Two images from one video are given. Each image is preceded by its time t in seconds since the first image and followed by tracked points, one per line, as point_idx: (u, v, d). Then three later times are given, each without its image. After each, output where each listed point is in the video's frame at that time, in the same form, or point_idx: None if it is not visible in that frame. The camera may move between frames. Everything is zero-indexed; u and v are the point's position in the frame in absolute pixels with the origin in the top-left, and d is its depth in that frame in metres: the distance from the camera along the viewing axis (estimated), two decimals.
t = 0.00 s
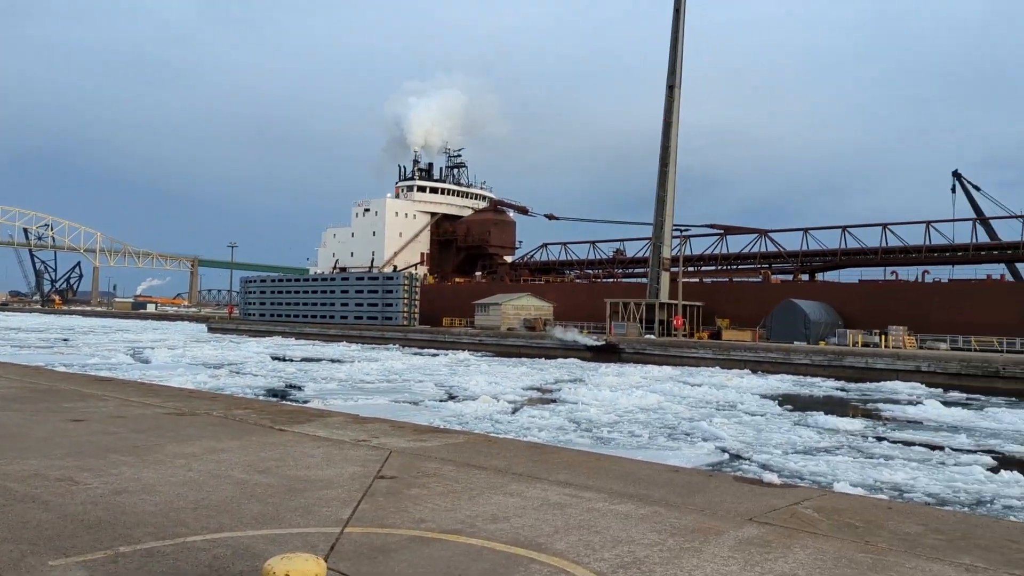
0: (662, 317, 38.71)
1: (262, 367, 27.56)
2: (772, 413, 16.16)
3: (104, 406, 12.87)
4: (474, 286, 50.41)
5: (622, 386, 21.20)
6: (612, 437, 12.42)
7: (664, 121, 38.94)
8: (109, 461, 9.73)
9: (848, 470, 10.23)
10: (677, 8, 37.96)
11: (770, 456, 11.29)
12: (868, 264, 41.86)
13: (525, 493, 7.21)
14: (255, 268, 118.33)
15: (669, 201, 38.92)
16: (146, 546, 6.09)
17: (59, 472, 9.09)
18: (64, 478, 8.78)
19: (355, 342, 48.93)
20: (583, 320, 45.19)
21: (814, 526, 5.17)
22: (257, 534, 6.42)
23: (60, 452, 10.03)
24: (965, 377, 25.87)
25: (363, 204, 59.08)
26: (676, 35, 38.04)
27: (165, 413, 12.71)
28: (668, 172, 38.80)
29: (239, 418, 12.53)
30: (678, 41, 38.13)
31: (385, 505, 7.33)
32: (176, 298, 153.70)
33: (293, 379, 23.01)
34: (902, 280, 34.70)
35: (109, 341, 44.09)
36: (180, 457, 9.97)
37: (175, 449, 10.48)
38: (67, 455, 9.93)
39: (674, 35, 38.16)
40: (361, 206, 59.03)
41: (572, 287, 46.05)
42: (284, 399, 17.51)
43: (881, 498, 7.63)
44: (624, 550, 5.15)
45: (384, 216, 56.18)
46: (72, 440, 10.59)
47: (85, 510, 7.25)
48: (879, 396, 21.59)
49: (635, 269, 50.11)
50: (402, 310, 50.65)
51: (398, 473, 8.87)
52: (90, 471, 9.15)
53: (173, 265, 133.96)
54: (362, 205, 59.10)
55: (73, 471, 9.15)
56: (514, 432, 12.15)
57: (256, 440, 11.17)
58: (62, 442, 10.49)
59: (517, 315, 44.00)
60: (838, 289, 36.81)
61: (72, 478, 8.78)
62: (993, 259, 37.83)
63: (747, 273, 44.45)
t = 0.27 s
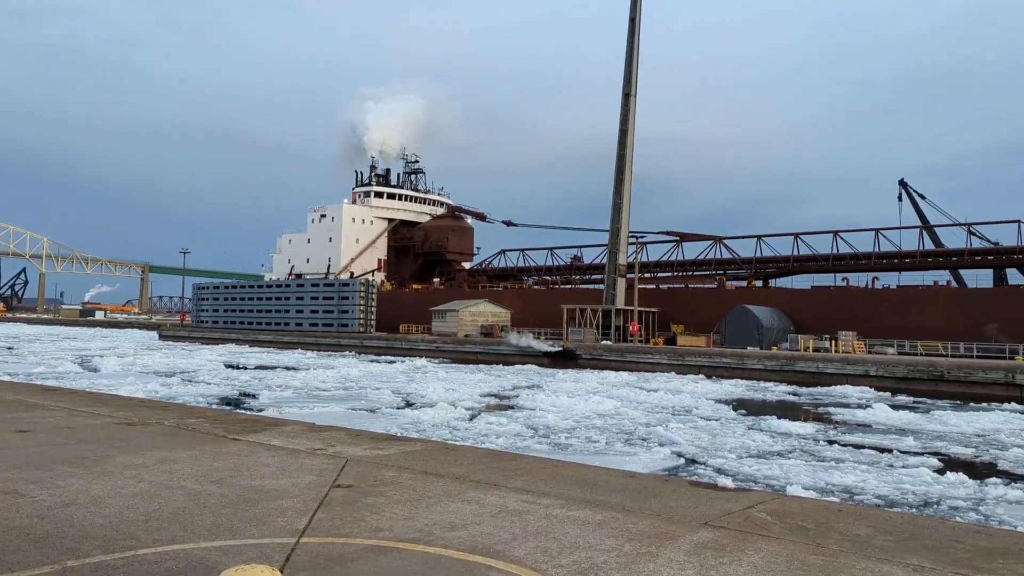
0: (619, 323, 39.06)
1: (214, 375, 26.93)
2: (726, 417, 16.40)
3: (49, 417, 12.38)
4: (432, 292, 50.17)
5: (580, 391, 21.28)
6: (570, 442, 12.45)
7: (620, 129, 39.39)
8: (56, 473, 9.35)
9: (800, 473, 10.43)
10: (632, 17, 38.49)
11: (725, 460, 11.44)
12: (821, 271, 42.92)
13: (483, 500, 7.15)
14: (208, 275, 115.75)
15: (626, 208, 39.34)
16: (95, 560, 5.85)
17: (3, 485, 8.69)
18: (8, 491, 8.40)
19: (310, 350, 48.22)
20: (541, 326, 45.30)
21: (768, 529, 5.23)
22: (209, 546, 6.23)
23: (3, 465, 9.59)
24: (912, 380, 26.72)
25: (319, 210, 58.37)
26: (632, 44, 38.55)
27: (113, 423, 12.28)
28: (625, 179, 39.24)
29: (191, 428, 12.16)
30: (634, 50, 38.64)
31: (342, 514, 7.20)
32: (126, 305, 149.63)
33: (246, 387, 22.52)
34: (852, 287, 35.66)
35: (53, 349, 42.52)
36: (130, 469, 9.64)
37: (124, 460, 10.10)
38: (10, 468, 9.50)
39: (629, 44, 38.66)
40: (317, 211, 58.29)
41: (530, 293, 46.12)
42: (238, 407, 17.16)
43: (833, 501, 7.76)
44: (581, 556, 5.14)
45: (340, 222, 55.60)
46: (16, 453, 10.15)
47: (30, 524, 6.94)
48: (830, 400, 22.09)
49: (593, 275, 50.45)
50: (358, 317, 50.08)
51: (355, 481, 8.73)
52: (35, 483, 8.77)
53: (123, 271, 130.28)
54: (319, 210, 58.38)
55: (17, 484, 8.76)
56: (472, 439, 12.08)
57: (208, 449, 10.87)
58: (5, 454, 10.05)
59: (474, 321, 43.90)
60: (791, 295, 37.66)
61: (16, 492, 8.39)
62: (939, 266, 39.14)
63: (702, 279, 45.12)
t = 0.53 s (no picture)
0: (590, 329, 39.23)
1: (183, 384, 26.46)
2: (697, 422, 16.52)
3: (11, 428, 12.05)
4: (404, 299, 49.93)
5: (552, 398, 21.29)
6: (543, 449, 12.43)
7: (591, 137, 39.63)
8: (18, 486, 9.09)
9: (771, 478, 10.53)
10: (602, 26, 38.80)
11: (697, 465, 11.51)
12: (790, 276, 43.53)
13: (456, 509, 7.08)
14: (176, 283, 113.84)
15: (597, 215, 39.55)
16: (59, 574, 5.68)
17: None
18: None
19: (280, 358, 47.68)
20: (513, 332, 45.28)
21: (738, 534, 5.26)
22: (178, 559, 6.08)
23: None
24: (878, 384, 27.16)
25: (289, 217, 57.89)
26: (602, 52, 38.85)
27: (78, 434, 11.99)
28: (596, 186, 39.48)
29: (159, 439, 11.93)
30: (604, 58, 38.94)
31: (315, 524, 7.10)
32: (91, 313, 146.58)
33: (215, 396, 22.16)
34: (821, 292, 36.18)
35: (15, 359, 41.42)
36: (96, 481, 9.41)
37: (89, 472, 9.86)
38: None
39: (600, 52, 38.95)
40: (287, 218, 57.79)
41: (502, 300, 46.10)
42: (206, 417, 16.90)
43: (802, 505, 7.85)
44: (555, 564, 5.11)
45: (311, 229, 55.18)
46: None
47: None
48: (799, 405, 22.37)
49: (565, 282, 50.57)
50: (328, 324, 49.62)
51: (327, 491, 8.60)
52: None
53: (88, 279, 127.62)
54: (289, 217, 57.90)
55: None
56: (444, 447, 12.01)
57: (176, 460, 10.66)
58: None
59: (446, 328, 43.76)
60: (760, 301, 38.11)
61: None
62: (904, 272, 39.93)
63: (674, 285, 45.50)
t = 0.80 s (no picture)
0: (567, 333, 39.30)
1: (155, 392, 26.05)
2: (673, 426, 16.60)
3: None
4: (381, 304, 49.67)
5: (530, 402, 21.26)
6: (520, 454, 12.40)
7: (566, 141, 39.76)
8: None
9: (747, 480, 10.59)
10: (577, 31, 38.99)
11: (673, 468, 11.55)
12: (764, 280, 44.00)
13: (433, 515, 7.02)
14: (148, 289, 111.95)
15: (572, 219, 39.67)
16: None
17: None
18: None
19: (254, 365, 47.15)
20: (491, 337, 45.20)
21: (713, 537, 5.27)
22: (151, 569, 5.95)
23: None
24: (851, 386, 27.50)
25: (264, 222, 57.36)
26: (577, 57, 39.04)
27: (48, 443, 11.73)
28: (572, 191, 39.63)
29: (131, 448, 11.71)
30: (579, 64, 39.11)
31: (291, 532, 6.99)
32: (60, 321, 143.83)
33: (189, 404, 21.83)
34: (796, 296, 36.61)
35: None
36: (66, 491, 9.19)
37: (60, 482, 9.63)
38: None
39: (574, 58, 39.13)
40: (262, 223, 57.26)
41: (479, 305, 46.04)
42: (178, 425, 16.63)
43: (777, 508, 7.90)
44: (532, 569, 5.08)
45: (286, 234, 54.73)
46: None
47: None
48: (774, 407, 22.58)
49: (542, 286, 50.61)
50: (303, 330, 49.15)
51: (303, 499, 8.49)
52: None
53: (57, 286, 125.24)
54: (263, 222, 57.37)
55: None
56: (421, 452, 11.93)
57: (148, 469, 10.44)
58: None
59: (422, 333, 43.58)
60: (735, 304, 38.44)
61: None
62: (876, 276, 40.55)
63: (650, 289, 45.76)
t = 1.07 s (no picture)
0: (544, 338, 39.33)
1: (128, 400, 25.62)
2: (651, 430, 16.65)
3: None
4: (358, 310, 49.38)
5: (508, 408, 21.22)
6: (499, 459, 12.36)
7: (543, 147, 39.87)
8: None
9: (724, 484, 10.63)
10: (553, 37, 39.15)
11: (652, 473, 11.58)
12: (741, 284, 44.41)
13: (411, 523, 6.96)
14: (121, 296, 110.17)
15: (549, 224, 39.77)
16: None
17: None
18: None
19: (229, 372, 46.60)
20: (469, 342, 45.08)
21: (691, 541, 5.28)
22: None
23: None
24: (825, 390, 27.81)
25: (239, 228, 56.81)
26: (553, 63, 39.20)
27: (17, 454, 11.46)
28: (549, 196, 39.73)
29: (103, 457, 11.49)
30: (555, 70, 39.26)
31: (267, 542, 6.90)
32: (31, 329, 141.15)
33: (163, 412, 21.49)
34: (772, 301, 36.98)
35: None
36: (37, 502, 8.99)
37: (30, 493, 9.42)
38: None
39: (551, 63, 39.27)
40: (237, 229, 56.70)
41: (457, 310, 45.94)
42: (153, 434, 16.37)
43: (753, 511, 7.95)
44: None
45: (262, 240, 54.24)
46: None
47: None
48: (750, 410, 22.76)
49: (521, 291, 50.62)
50: (279, 336, 48.66)
51: (279, 507, 8.38)
52: None
53: (28, 293, 122.92)
54: (239, 228, 56.82)
55: None
56: (400, 460, 11.83)
57: (121, 479, 10.25)
58: None
59: (400, 339, 43.38)
60: (712, 308, 38.72)
61: None
62: (851, 280, 41.10)
63: (628, 293, 45.97)
